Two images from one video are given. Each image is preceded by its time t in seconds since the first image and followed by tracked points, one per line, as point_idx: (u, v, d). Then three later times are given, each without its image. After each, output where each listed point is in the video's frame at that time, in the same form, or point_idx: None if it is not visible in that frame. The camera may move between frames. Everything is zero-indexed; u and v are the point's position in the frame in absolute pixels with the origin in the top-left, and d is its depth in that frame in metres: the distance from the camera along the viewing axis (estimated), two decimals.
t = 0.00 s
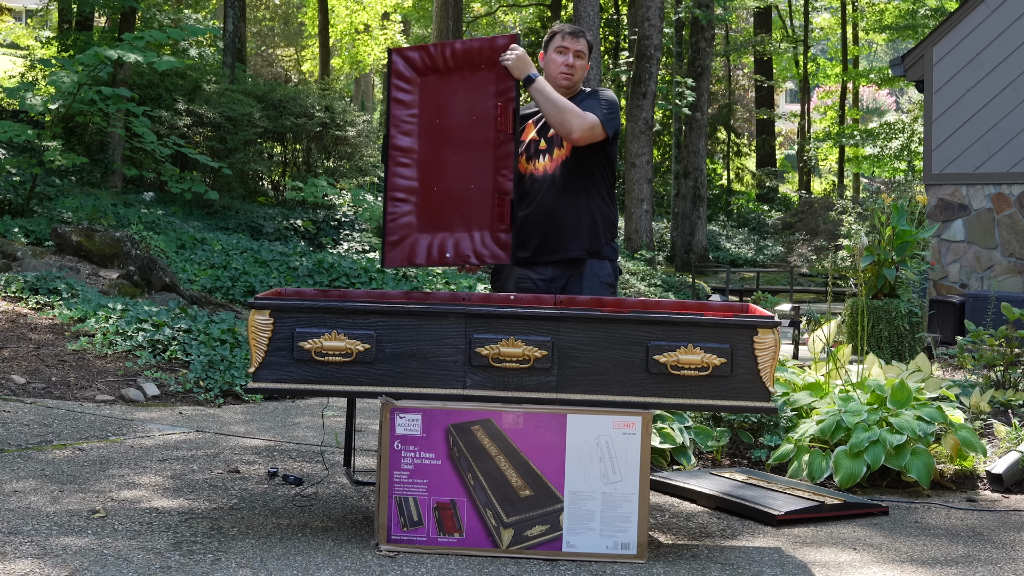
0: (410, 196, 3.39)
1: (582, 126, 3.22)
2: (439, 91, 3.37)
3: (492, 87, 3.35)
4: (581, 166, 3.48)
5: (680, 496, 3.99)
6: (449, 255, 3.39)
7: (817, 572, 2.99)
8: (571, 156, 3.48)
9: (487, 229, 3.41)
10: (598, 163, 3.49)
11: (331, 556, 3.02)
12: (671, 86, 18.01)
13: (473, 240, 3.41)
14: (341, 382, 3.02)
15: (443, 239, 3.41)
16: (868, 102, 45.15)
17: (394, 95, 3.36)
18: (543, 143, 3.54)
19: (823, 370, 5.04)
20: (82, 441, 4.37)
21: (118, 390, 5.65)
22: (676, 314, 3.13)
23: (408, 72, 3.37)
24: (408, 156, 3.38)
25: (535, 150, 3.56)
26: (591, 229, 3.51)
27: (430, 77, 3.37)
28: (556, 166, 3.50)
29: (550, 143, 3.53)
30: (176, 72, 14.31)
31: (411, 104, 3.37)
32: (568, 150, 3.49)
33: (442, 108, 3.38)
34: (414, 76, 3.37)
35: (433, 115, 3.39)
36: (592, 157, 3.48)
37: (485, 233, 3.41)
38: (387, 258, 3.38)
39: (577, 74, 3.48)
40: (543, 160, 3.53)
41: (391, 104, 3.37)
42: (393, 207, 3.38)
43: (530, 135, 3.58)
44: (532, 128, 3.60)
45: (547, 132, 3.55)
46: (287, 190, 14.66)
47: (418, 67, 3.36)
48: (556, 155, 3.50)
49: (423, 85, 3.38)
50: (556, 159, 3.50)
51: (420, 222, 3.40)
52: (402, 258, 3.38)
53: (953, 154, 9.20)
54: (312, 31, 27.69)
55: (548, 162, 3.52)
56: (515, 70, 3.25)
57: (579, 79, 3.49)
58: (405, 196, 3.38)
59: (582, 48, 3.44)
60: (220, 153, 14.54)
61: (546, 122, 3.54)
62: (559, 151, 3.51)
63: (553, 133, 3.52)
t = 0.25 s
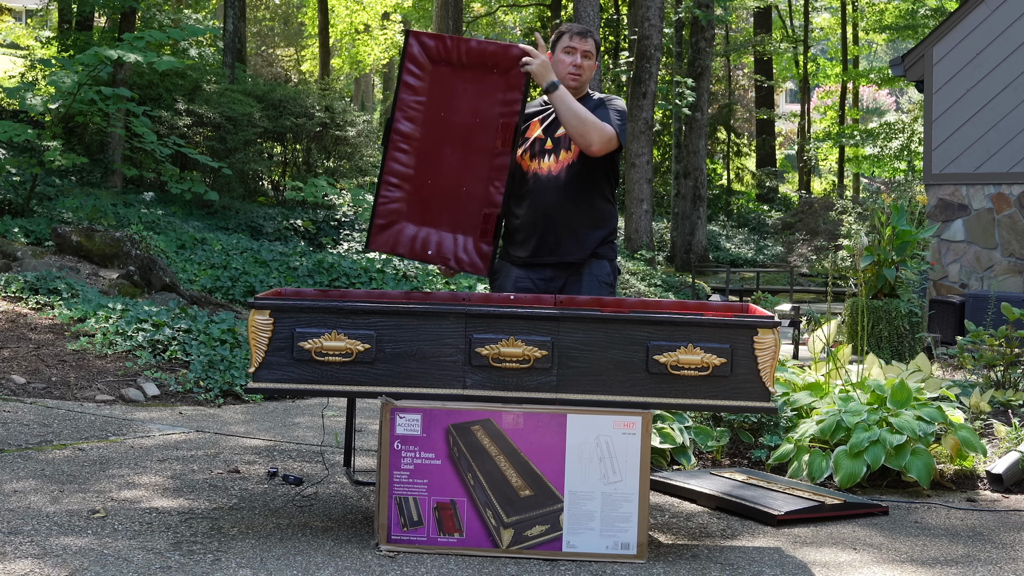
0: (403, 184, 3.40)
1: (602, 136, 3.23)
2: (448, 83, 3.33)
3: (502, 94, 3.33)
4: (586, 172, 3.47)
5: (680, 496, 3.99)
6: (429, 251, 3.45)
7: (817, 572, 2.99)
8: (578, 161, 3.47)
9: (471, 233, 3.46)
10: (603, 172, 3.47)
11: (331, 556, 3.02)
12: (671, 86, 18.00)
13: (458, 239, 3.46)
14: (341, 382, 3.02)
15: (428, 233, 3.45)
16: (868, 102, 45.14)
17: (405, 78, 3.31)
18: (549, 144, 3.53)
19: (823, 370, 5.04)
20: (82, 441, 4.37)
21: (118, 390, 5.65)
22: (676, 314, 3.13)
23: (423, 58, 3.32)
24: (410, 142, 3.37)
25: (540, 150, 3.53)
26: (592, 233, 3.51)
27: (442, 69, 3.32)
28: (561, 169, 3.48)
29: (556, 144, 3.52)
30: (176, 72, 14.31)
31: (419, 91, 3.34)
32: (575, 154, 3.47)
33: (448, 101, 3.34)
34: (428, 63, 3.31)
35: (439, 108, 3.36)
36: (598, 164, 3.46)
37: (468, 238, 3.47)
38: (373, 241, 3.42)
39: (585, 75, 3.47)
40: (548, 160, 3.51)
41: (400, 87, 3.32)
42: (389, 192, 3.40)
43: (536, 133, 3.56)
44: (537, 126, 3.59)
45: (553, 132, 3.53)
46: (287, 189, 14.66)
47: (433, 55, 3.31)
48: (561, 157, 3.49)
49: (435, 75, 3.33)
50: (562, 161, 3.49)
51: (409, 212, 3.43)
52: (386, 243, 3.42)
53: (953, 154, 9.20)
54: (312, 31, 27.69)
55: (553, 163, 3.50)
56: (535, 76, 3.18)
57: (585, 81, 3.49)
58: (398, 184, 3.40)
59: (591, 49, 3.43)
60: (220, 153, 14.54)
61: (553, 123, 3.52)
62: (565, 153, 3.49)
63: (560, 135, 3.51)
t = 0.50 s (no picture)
0: (410, 175, 3.44)
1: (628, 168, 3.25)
2: (475, 91, 3.29)
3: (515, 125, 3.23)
4: (589, 178, 3.45)
5: (680, 497, 3.99)
6: (417, 249, 3.47)
7: (816, 572, 2.99)
8: (581, 167, 3.45)
9: (458, 246, 3.41)
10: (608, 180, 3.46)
11: (331, 556, 3.02)
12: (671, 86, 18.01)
13: (444, 248, 3.44)
14: (341, 382, 3.02)
15: (420, 231, 3.47)
16: (868, 102, 45.13)
17: (439, 73, 3.33)
18: (553, 145, 3.50)
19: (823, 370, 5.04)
20: (82, 441, 4.37)
21: (118, 390, 5.65)
22: (676, 314, 3.13)
23: (460, 58, 3.29)
24: (426, 135, 3.39)
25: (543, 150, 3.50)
26: (591, 238, 3.51)
27: (473, 75, 3.28)
28: (563, 172, 3.46)
29: (560, 146, 3.49)
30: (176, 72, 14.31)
31: (448, 90, 3.34)
32: (579, 158, 3.45)
33: (470, 109, 3.31)
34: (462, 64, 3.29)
35: (461, 115, 3.33)
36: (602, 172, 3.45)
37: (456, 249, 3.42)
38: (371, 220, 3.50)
39: (583, 73, 3.46)
40: (550, 161, 3.48)
41: (433, 81, 3.35)
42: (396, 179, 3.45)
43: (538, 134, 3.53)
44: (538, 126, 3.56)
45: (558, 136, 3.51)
46: (287, 190, 14.66)
47: (469, 60, 3.27)
48: (565, 160, 3.46)
49: (467, 81, 3.29)
50: (564, 164, 3.46)
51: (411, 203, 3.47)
52: (383, 225, 3.49)
53: (953, 154, 9.19)
54: (312, 31, 27.69)
55: (555, 164, 3.47)
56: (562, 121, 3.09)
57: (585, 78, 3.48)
58: (406, 172, 3.44)
59: (588, 46, 3.43)
60: (220, 153, 14.54)
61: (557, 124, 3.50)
62: (569, 155, 3.47)
63: (565, 138, 3.48)
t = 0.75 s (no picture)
0: (420, 155, 3.34)
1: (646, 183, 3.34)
2: (506, 98, 3.17)
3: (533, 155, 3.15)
4: (588, 181, 3.44)
5: (680, 496, 3.99)
6: (407, 230, 3.39)
7: (816, 572, 2.99)
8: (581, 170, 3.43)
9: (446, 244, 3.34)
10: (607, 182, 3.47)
11: (331, 556, 3.02)
12: (671, 86, 18.00)
13: (434, 238, 3.35)
14: (341, 382, 3.02)
15: (415, 212, 3.38)
16: (868, 102, 45.12)
17: (475, 67, 3.19)
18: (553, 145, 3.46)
19: (823, 370, 5.04)
20: (82, 441, 4.37)
21: (118, 389, 5.65)
22: (676, 313, 3.13)
23: (499, 62, 3.16)
24: (445, 124, 3.28)
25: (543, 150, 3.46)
26: (593, 239, 3.54)
27: (507, 82, 3.15)
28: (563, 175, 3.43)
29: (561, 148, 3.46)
30: (176, 72, 14.30)
31: (479, 89, 3.21)
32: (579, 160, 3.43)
33: (496, 113, 3.20)
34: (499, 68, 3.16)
35: (484, 120, 3.22)
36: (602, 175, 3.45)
37: (442, 246, 3.34)
38: (372, 186, 3.41)
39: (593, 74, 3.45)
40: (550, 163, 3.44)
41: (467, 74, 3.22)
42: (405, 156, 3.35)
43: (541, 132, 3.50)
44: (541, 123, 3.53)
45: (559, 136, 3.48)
46: (287, 190, 14.66)
47: (509, 67, 3.13)
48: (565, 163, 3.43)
49: (500, 86, 3.17)
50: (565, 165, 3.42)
51: (412, 183, 3.38)
52: (380, 193, 3.41)
53: (953, 154, 9.19)
54: (312, 31, 27.68)
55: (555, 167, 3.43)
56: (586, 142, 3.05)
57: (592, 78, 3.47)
58: (416, 152, 3.34)
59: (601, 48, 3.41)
60: (220, 153, 14.54)
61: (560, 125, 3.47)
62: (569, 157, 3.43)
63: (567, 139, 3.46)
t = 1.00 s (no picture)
0: (424, 147, 3.27)
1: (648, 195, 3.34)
2: (530, 126, 3.12)
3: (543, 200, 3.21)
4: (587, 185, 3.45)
5: (680, 496, 3.99)
6: (397, 209, 3.39)
7: (817, 572, 2.99)
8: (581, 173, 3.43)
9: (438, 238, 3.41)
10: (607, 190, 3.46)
11: (331, 556, 3.02)
12: (671, 86, 18.01)
13: (424, 226, 3.41)
14: (341, 382, 3.02)
15: (407, 194, 3.37)
16: (867, 102, 45.15)
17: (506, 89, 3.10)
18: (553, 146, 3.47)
19: (823, 370, 5.04)
20: (81, 441, 4.37)
21: (118, 390, 5.65)
22: (676, 313, 3.13)
23: (532, 93, 3.08)
24: (459, 128, 3.20)
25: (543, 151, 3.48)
26: (591, 241, 3.52)
27: (534, 113, 3.10)
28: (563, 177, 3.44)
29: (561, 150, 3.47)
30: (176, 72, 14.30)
31: (503, 108, 3.13)
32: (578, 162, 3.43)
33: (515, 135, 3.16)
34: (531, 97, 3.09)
35: (503, 139, 3.18)
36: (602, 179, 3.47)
37: (434, 238, 3.42)
38: (367, 156, 3.33)
39: (593, 75, 3.45)
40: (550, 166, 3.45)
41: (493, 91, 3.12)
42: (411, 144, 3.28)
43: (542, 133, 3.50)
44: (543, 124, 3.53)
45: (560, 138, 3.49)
46: (287, 190, 14.66)
47: (542, 100, 3.07)
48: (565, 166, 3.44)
49: (525, 114, 3.11)
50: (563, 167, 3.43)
51: (410, 166, 3.33)
52: (375, 164, 3.34)
53: (953, 154, 9.19)
54: (312, 31, 27.67)
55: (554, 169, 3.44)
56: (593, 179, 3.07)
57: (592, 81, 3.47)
58: (422, 142, 3.27)
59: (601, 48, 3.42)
60: (220, 153, 14.54)
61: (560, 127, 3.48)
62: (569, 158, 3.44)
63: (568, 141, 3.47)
